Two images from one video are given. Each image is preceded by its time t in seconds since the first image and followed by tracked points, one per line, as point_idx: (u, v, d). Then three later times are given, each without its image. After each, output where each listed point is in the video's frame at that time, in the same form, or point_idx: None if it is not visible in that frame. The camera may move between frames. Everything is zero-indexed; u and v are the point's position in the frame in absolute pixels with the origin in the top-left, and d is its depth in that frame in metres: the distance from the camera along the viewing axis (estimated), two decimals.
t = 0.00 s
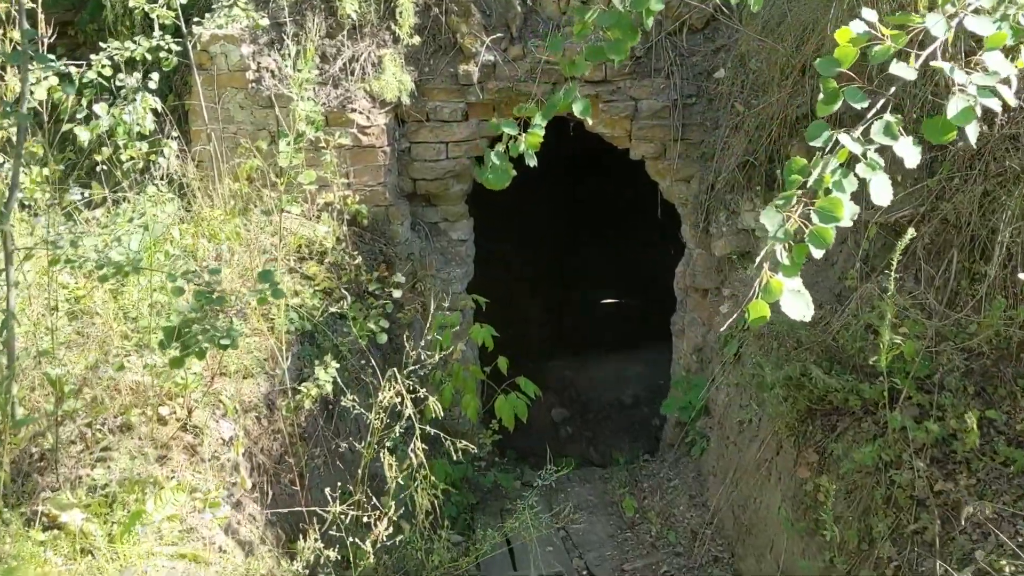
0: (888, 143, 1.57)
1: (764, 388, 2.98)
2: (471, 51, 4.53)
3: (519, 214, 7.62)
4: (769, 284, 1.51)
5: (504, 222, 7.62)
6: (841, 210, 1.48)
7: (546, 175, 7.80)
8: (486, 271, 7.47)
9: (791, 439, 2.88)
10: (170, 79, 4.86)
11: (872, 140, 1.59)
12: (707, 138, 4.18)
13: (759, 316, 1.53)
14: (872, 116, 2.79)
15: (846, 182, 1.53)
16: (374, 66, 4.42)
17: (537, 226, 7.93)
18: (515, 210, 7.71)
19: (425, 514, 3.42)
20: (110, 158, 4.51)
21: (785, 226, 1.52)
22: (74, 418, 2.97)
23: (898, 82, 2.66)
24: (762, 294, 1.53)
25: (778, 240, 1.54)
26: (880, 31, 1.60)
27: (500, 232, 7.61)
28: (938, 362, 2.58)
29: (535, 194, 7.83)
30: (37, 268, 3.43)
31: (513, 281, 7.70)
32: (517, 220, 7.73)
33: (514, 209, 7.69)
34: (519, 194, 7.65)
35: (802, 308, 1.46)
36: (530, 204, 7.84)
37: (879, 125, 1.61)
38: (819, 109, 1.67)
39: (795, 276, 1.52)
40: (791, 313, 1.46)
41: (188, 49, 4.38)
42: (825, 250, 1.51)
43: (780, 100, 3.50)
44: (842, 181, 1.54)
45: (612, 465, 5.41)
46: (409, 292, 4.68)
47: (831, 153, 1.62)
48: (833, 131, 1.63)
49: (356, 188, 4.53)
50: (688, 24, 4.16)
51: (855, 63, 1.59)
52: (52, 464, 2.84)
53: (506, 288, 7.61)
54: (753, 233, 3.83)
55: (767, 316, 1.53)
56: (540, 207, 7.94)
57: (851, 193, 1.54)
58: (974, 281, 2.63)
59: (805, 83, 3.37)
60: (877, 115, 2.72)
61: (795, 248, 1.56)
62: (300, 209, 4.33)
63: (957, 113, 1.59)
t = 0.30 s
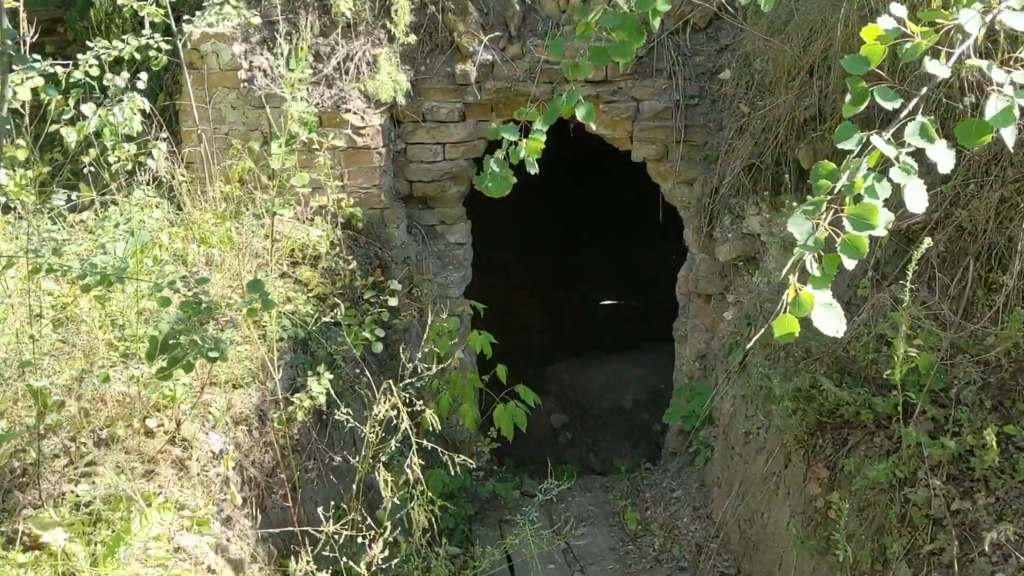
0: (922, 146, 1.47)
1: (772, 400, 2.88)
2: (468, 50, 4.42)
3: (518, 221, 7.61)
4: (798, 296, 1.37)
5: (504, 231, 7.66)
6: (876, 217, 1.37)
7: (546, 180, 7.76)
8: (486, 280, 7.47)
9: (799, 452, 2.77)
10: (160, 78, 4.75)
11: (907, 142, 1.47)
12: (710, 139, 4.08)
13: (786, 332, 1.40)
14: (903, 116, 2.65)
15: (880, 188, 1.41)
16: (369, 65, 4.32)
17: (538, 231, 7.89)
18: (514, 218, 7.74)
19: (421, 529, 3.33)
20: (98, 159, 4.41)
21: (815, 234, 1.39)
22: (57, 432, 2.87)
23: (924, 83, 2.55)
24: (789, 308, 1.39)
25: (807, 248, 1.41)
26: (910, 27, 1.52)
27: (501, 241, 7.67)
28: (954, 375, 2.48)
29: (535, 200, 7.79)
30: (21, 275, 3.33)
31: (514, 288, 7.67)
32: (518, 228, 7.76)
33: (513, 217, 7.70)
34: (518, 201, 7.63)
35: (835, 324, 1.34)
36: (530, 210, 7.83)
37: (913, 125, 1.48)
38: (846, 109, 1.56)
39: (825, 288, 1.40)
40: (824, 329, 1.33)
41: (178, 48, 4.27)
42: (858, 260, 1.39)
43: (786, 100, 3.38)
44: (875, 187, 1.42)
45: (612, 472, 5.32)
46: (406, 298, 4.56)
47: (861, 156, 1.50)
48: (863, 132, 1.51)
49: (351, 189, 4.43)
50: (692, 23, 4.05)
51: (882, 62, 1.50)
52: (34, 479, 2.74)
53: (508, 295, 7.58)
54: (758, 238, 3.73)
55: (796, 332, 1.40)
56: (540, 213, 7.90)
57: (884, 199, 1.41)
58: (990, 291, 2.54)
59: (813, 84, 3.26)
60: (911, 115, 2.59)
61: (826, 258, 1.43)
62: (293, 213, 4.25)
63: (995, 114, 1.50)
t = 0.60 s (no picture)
0: (958, 150, 1.39)
1: (779, 408, 2.79)
2: (464, 48, 4.33)
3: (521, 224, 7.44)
4: (832, 313, 1.29)
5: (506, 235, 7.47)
6: (914, 229, 1.29)
7: (548, 181, 7.58)
8: (490, 286, 7.30)
9: (807, 461, 2.69)
10: (150, 75, 4.66)
11: (943, 146, 1.39)
12: (711, 139, 3.99)
13: (818, 351, 1.33)
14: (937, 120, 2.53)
15: (916, 196, 1.34)
16: (362, 63, 4.21)
17: (540, 234, 7.73)
18: (517, 222, 7.54)
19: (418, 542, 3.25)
20: (85, 158, 4.30)
21: (848, 246, 1.32)
22: (39, 444, 2.77)
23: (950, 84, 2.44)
24: (823, 325, 1.31)
25: (840, 261, 1.33)
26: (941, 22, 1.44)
27: (504, 245, 7.46)
28: (969, 384, 2.36)
29: (536, 202, 7.62)
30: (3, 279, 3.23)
31: (518, 293, 7.51)
32: (520, 232, 7.56)
33: (516, 220, 7.51)
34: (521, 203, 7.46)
35: (871, 344, 1.27)
36: (533, 213, 7.67)
37: (949, 129, 1.40)
38: (875, 110, 1.48)
39: (859, 303, 1.33)
40: (859, 349, 1.27)
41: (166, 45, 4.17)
42: (894, 273, 1.32)
43: (792, 100, 3.29)
44: (910, 195, 1.35)
45: (611, 477, 5.25)
46: (401, 301, 4.51)
47: (893, 162, 1.42)
48: (895, 135, 1.43)
49: (343, 190, 4.32)
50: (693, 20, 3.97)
51: (915, 58, 1.40)
52: (14, 494, 2.64)
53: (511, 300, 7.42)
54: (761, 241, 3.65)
55: (828, 351, 1.33)
56: (542, 216, 7.75)
57: (920, 209, 1.34)
58: (1006, 296, 2.44)
59: (819, 83, 3.16)
60: (945, 117, 2.48)
61: (859, 271, 1.36)
62: (284, 214, 4.16)
63: None
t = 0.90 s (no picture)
0: (1009, 164, 1.34)
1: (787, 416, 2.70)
2: (457, 45, 4.21)
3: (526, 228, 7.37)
4: (882, 343, 1.19)
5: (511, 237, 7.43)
6: (969, 251, 1.19)
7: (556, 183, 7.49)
8: (495, 289, 7.33)
9: (817, 472, 2.61)
10: (134, 73, 4.53)
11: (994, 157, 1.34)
12: (710, 139, 3.90)
13: (864, 385, 1.21)
14: (984, 129, 2.30)
15: (967, 213, 1.26)
16: (353, 60, 4.10)
17: (545, 236, 7.65)
18: (523, 224, 7.50)
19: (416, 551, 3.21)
20: (67, 159, 4.17)
21: (895, 268, 1.22)
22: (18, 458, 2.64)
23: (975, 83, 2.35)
24: (871, 356, 1.20)
25: (887, 285, 1.22)
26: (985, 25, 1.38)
27: (509, 248, 7.42)
28: (990, 395, 2.27)
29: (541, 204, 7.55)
30: None
31: (524, 295, 7.50)
32: (527, 234, 7.52)
33: (521, 222, 7.47)
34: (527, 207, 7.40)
35: (925, 377, 1.16)
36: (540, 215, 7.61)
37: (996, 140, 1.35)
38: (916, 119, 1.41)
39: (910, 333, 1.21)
40: (911, 383, 1.15)
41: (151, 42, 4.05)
42: (945, 299, 1.22)
43: (797, 99, 3.17)
44: (961, 212, 1.27)
45: (606, 482, 5.17)
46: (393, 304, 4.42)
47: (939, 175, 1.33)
48: (941, 147, 1.36)
49: (334, 191, 4.21)
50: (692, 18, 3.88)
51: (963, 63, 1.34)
52: None
53: (517, 302, 7.44)
54: (763, 242, 3.56)
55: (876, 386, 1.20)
56: (548, 219, 7.70)
57: (972, 226, 1.26)
58: None
59: (827, 79, 3.05)
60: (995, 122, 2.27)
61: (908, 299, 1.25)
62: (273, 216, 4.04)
63: None
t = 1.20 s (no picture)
0: None
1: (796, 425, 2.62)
2: (447, 43, 4.09)
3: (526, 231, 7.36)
4: (944, 368, 1.14)
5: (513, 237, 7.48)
6: None
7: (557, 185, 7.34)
8: (497, 289, 7.45)
9: (828, 484, 2.55)
10: (113, 73, 4.39)
11: None
12: (707, 139, 3.79)
13: (925, 411, 1.17)
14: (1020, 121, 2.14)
15: None
16: (340, 59, 3.98)
17: (548, 236, 7.66)
18: (528, 224, 7.56)
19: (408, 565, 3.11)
20: (44, 161, 4.03)
21: (959, 283, 1.14)
22: None
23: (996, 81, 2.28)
24: (933, 382, 1.15)
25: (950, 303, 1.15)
26: None
27: (511, 248, 7.50)
28: (1016, 405, 2.19)
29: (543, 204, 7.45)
30: None
31: (524, 293, 7.65)
32: (531, 234, 7.58)
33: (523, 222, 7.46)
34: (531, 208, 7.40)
35: (992, 404, 1.11)
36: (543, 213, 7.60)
37: None
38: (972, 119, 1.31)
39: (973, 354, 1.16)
40: (977, 411, 1.11)
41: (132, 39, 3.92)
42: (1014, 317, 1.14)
43: (802, 97, 3.11)
44: None
45: (599, 489, 5.08)
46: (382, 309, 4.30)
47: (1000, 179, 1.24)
48: (1001, 148, 1.26)
49: (321, 193, 4.09)
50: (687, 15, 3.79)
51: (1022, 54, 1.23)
52: None
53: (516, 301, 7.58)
54: (764, 245, 3.48)
55: (939, 412, 1.16)
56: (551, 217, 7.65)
57: None
58: None
59: (834, 76, 2.99)
60: None
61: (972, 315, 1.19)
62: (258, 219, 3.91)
63: None
